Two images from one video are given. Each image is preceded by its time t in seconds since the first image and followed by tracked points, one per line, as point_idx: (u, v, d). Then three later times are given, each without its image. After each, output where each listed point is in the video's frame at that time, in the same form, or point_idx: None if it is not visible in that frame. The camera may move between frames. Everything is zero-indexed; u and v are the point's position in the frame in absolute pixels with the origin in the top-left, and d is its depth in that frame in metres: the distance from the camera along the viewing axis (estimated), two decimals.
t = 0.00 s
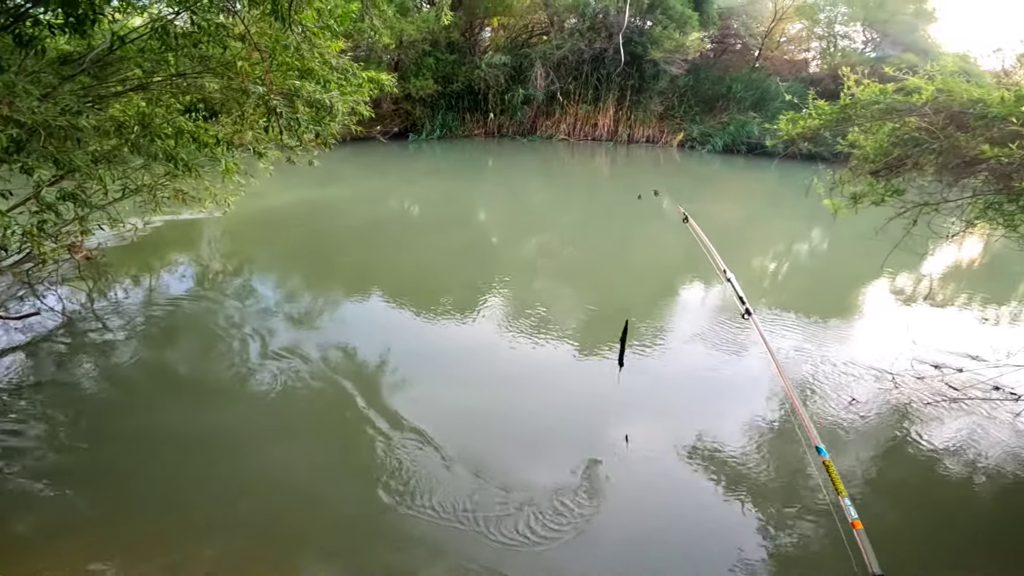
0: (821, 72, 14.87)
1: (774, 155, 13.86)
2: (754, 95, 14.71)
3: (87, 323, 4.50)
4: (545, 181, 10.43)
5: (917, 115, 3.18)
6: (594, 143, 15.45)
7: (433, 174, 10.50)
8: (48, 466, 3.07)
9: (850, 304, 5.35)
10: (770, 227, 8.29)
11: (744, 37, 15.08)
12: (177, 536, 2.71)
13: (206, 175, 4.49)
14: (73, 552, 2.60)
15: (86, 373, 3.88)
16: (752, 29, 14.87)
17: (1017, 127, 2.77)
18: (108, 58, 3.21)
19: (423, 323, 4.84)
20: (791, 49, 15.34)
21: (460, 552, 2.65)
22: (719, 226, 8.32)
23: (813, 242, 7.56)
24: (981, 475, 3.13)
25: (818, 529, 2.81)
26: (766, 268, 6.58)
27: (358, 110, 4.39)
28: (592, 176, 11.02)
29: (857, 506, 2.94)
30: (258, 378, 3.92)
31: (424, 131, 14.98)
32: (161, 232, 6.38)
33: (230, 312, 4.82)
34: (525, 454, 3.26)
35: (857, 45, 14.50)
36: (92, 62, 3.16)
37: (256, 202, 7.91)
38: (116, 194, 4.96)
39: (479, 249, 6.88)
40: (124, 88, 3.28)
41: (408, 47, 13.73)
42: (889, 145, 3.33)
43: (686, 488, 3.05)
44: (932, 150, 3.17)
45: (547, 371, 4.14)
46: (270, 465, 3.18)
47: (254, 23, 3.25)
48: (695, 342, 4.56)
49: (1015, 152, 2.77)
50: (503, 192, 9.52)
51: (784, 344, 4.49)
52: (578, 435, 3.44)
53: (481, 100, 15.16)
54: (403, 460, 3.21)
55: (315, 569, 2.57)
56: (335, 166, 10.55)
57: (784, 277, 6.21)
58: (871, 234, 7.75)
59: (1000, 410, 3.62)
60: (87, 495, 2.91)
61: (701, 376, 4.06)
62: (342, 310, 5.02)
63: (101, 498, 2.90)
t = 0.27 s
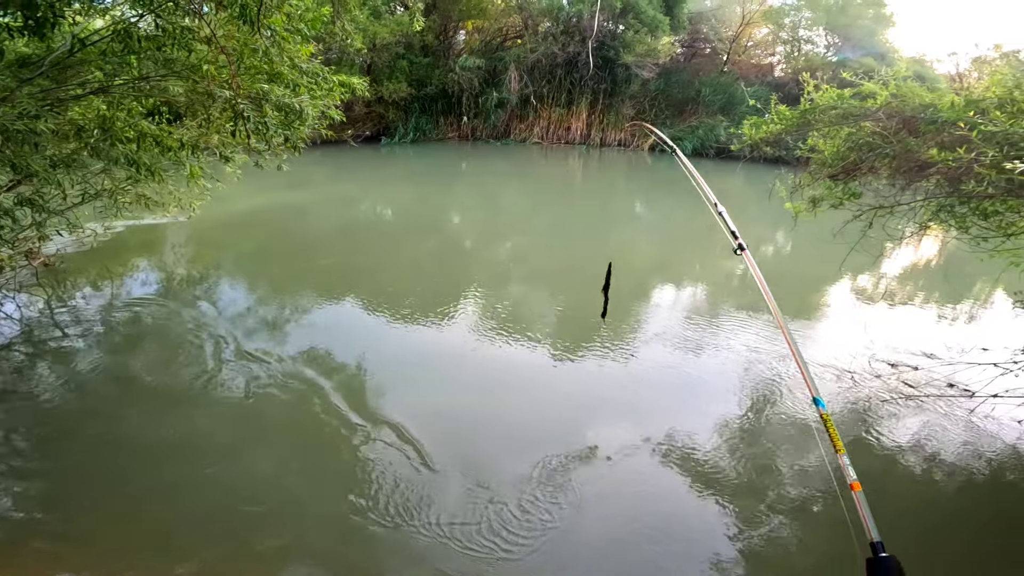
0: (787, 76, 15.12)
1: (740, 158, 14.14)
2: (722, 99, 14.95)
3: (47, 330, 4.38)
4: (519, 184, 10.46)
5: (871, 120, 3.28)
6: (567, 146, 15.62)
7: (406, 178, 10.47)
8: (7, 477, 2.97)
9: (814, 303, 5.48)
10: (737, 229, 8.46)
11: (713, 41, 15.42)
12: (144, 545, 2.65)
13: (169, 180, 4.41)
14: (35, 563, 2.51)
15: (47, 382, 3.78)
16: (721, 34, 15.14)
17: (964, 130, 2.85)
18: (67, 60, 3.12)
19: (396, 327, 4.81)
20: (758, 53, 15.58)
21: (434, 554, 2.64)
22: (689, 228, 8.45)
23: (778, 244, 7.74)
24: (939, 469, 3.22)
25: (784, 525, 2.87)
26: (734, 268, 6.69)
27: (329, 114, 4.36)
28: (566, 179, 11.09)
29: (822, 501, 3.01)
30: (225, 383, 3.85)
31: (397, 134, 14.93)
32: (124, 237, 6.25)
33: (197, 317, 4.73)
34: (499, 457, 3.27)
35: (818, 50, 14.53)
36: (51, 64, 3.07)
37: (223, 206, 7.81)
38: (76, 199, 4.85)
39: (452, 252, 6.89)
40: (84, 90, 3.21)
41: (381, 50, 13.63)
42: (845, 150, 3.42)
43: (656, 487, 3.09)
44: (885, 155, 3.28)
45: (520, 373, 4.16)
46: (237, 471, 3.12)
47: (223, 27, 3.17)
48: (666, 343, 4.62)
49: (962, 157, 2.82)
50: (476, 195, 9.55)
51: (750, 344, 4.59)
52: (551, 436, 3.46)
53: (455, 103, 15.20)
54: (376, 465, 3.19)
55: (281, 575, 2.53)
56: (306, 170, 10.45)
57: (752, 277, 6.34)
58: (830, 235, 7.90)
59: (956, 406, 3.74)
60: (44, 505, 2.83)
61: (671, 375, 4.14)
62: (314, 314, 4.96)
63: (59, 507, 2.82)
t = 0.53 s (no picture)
0: (767, 80, 15.30)
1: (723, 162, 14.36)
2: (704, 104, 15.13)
3: (25, 342, 4.29)
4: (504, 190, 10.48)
5: (847, 124, 3.35)
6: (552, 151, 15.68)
7: (390, 183, 10.43)
8: None
9: (798, 305, 5.54)
10: (720, 232, 8.55)
11: (695, 46, 15.60)
12: (125, 559, 2.60)
13: (150, 189, 4.37)
14: None
15: (24, 394, 3.70)
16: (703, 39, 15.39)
17: (937, 134, 2.89)
18: (44, 67, 3.10)
19: (382, 333, 4.78)
20: (739, 57, 15.82)
21: (422, 562, 2.62)
22: (673, 232, 8.50)
23: (762, 246, 7.81)
24: (922, 469, 3.27)
25: (771, 527, 2.88)
26: (718, 272, 6.73)
27: (313, 121, 4.34)
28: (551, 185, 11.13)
29: (808, 503, 3.03)
30: (207, 393, 3.80)
31: (381, 140, 14.89)
32: (104, 246, 6.16)
33: (179, 326, 4.67)
34: (487, 462, 3.25)
35: (797, 53, 15.05)
36: (28, 71, 3.05)
37: (205, 214, 7.72)
38: (54, 209, 4.77)
39: (438, 259, 6.87)
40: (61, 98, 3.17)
41: (365, 55, 13.64)
42: (824, 154, 3.48)
43: (645, 490, 3.09)
44: (861, 159, 3.34)
45: (508, 379, 4.15)
46: (220, 481, 3.07)
47: (203, 34, 3.16)
48: (653, 346, 4.64)
49: (934, 161, 2.83)
50: (461, 201, 9.55)
51: (736, 348, 4.61)
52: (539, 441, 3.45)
53: (440, 108, 15.21)
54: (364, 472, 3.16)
55: None
56: (289, 176, 10.39)
57: (735, 280, 6.40)
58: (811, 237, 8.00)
59: (938, 406, 3.79)
60: (21, 518, 2.77)
61: (657, 379, 4.15)
62: (299, 321, 4.92)
63: (36, 521, 2.76)
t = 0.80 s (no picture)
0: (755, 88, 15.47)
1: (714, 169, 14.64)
2: (694, 112, 15.49)
3: (12, 355, 4.23)
4: (497, 200, 10.48)
5: (837, 131, 3.39)
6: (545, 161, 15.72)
7: (383, 194, 10.42)
8: None
9: (791, 312, 5.56)
10: (713, 240, 8.59)
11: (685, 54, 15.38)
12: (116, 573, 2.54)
13: (140, 200, 4.34)
14: None
15: (12, 407, 3.64)
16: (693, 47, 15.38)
17: (927, 139, 2.90)
18: (33, 76, 3.10)
19: (375, 343, 4.74)
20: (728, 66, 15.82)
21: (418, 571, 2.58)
22: (666, 240, 8.53)
23: (754, 253, 7.85)
24: (919, 473, 3.26)
25: (771, 534, 2.85)
26: (711, 280, 6.74)
27: (304, 131, 4.33)
28: (544, 194, 11.15)
29: (806, 508, 3.01)
30: (199, 405, 3.74)
31: (374, 151, 14.91)
32: (93, 258, 6.11)
33: (170, 338, 4.62)
34: (483, 472, 3.21)
35: (785, 60, 15.25)
36: (16, 80, 3.05)
37: (196, 225, 7.68)
38: (43, 221, 4.73)
39: (431, 269, 6.85)
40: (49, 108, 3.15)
41: (357, 66, 13.66)
42: (814, 161, 3.51)
43: (642, 499, 3.06)
44: (851, 165, 3.37)
45: (502, 388, 4.12)
46: (211, 494, 3.01)
47: (194, 43, 3.17)
48: (648, 354, 4.63)
49: (925, 166, 2.83)
50: (454, 211, 9.55)
51: (730, 355, 4.61)
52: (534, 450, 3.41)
53: (432, 118, 15.24)
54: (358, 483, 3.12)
55: None
56: (280, 188, 10.35)
57: (728, 287, 6.41)
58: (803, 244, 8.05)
59: (933, 411, 3.80)
60: (8, 533, 2.71)
61: (652, 386, 4.14)
62: (292, 332, 4.87)
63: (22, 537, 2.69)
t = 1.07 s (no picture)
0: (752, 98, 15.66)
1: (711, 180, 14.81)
2: (691, 120, 15.81)
3: (7, 369, 4.19)
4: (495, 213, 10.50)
5: (834, 139, 3.41)
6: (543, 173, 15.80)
7: (381, 207, 10.43)
8: None
9: (790, 322, 5.55)
10: (711, 250, 8.61)
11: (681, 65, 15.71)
12: None
13: (137, 213, 4.33)
14: None
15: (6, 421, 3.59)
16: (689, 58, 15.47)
17: (923, 147, 2.92)
18: (30, 87, 3.11)
19: (374, 356, 4.71)
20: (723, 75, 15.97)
21: None
22: (664, 251, 8.53)
23: (753, 264, 7.85)
24: (923, 482, 3.23)
25: (775, 545, 2.83)
26: (710, 291, 6.72)
27: (301, 142, 4.33)
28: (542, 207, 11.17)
29: (810, 518, 2.98)
30: (196, 417, 3.71)
31: (372, 164, 14.98)
32: (89, 272, 6.08)
33: (167, 352, 4.59)
34: (484, 483, 3.19)
35: (780, 70, 15.46)
36: (14, 91, 3.06)
37: (193, 238, 7.68)
38: (38, 233, 4.71)
39: (429, 282, 6.83)
40: (47, 119, 3.15)
41: (355, 77, 13.70)
42: (812, 170, 3.51)
43: (644, 510, 3.04)
44: (848, 174, 3.37)
45: (501, 400, 4.09)
46: (208, 507, 2.98)
47: (191, 54, 3.17)
48: (648, 366, 4.60)
49: (922, 174, 2.83)
50: (452, 224, 9.56)
51: (731, 367, 4.58)
52: (535, 461, 3.39)
53: (430, 131, 15.31)
54: (359, 495, 3.09)
55: None
56: (278, 201, 10.36)
57: (727, 298, 6.40)
58: (801, 255, 8.06)
59: (935, 420, 3.78)
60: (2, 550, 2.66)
61: (653, 398, 4.11)
62: (290, 345, 4.84)
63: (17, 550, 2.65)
